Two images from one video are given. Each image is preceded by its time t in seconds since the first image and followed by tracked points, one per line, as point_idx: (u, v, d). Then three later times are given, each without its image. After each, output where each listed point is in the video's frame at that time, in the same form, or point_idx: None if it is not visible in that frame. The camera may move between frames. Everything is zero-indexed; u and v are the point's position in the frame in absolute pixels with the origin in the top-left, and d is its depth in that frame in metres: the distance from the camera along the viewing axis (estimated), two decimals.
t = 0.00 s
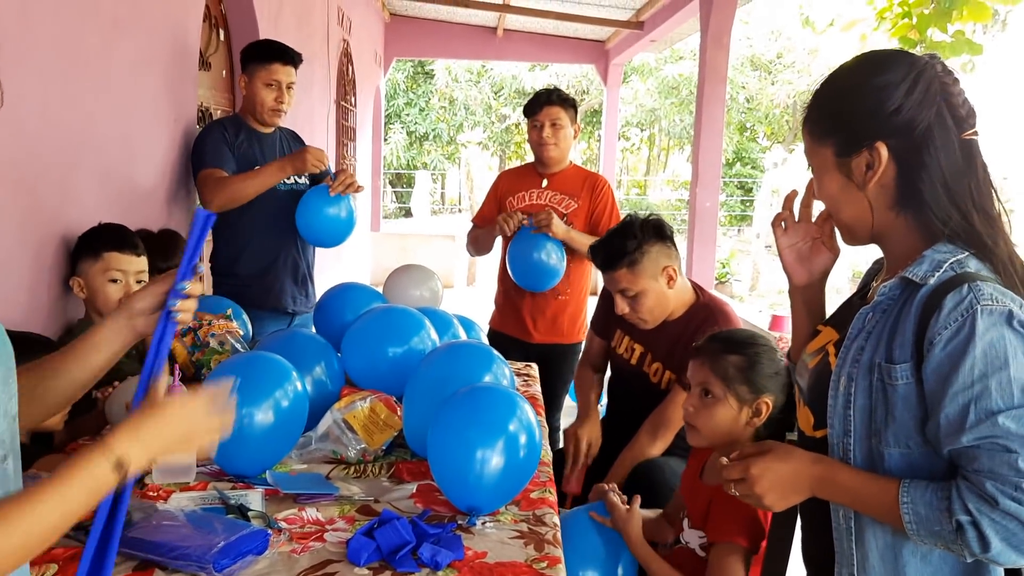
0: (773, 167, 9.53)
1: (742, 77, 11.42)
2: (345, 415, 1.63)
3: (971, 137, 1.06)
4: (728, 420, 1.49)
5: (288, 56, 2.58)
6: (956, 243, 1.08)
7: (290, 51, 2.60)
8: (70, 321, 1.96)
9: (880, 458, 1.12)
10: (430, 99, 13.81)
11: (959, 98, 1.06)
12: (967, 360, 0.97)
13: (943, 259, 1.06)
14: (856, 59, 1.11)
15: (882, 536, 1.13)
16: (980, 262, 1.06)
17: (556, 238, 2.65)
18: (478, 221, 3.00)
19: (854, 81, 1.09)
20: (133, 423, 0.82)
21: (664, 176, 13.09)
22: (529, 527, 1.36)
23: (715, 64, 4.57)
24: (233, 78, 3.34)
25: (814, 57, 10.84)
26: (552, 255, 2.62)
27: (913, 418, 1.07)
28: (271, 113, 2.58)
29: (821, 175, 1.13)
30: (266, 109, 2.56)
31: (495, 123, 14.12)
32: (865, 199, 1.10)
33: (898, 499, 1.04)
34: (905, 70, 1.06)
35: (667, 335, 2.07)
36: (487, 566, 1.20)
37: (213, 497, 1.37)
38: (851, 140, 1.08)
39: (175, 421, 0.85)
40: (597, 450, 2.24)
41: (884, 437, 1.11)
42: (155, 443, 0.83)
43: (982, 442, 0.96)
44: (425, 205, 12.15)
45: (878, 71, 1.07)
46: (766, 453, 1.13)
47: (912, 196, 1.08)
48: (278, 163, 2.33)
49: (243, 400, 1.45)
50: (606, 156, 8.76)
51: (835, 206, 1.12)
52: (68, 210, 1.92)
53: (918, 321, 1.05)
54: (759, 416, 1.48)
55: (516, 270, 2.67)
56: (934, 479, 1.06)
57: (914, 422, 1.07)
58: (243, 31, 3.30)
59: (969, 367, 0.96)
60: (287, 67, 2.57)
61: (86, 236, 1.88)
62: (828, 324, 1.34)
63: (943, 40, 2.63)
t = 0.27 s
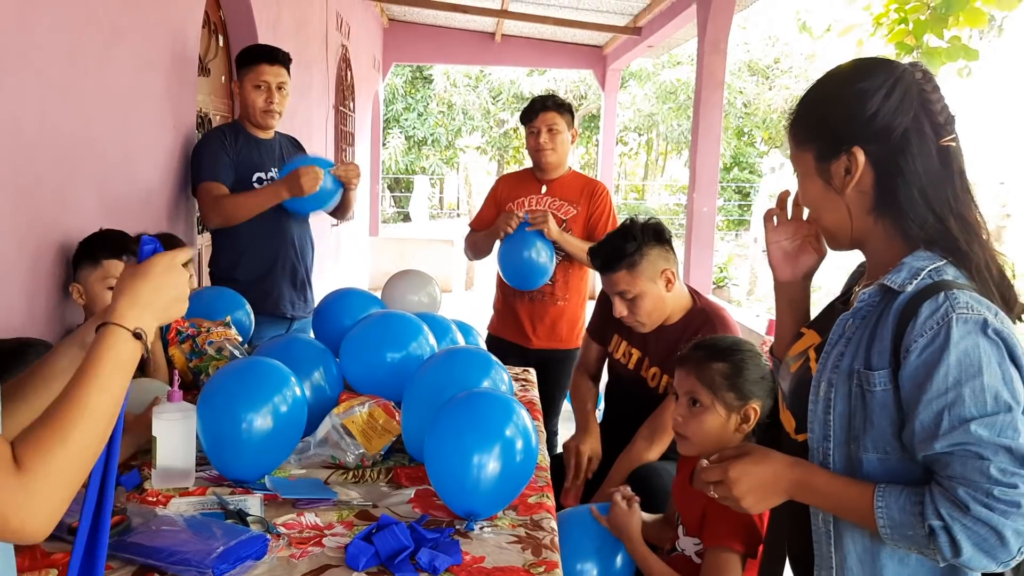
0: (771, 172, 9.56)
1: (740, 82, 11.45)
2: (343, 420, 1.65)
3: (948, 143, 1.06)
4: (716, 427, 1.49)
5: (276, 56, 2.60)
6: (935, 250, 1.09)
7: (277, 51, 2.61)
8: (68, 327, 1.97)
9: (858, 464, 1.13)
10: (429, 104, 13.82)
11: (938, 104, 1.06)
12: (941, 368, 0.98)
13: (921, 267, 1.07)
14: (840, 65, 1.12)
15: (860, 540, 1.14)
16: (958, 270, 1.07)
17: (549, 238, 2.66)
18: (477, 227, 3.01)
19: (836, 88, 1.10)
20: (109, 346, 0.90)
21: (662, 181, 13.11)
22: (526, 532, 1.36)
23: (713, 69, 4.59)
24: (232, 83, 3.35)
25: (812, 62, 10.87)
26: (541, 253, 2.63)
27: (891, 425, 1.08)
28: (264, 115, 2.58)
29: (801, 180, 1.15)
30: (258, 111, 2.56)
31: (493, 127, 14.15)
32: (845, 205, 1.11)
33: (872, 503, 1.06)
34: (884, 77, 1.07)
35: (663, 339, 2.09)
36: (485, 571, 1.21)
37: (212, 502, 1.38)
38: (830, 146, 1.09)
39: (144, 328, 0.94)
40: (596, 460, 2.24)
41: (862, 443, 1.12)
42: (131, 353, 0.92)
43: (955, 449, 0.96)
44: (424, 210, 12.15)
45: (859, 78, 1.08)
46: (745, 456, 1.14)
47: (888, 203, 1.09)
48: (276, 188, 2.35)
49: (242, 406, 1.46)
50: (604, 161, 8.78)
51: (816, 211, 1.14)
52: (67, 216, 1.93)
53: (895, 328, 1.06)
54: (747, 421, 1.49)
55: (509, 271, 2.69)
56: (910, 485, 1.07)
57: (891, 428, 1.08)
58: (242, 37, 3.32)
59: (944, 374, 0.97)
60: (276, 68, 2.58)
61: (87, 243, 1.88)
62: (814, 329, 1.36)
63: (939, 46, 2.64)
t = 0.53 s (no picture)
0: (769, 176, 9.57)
1: (738, 87, 11.47)
2: (343, 425, 1.66)
3: (908, 150, 1.06)
4: (710, 434, 1.49)
5: (265, 56, 2.59)
6: (895, 253, 1.09)
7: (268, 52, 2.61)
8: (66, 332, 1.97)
9: (831, 467, 1.13)
10: (427, 108, 13.81)
11: (898, 113, 1.07)
12: (905, 370, 0.98)
13: (882, 271, 1.08)
14: (804, 74, 1.12)
15: (838, 542, 1.14)
16: (920, 272, 1.08)
17: (551, 243, 2.66)
18: (476, 231, 3.00)
19: (798, 95, 1.10)
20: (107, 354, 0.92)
21: (661, 185, 13.12)
22: (525, 537, 1.36)
23: (711, 74, 4.59)
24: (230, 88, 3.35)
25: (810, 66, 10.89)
26: (544, 260, 2.63)
27: (861, 427, 1.08)
28: (258, 116, 2.56)
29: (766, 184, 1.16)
30: (252, 113, 2.56)
31: (492, 132, 14.16)
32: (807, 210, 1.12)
33: (843, 505, 1.06)
34: (845, 86, 1.07)
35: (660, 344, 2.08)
36: None
37: (211, 508, 1.37)
38: (792, 152, 1.10)
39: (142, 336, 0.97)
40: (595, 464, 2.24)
41: (834, 446, 1.12)
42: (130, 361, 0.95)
43: (921, 449, 0.97)
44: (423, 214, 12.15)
45: (822, 85, 1.09)
46: (719, 463, 1.14)
47: (850, 209, 1.09)
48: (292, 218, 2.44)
49: (241, 411, 1.46)
50: (603, 166, 8.79)
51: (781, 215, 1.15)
52: (66, 221, 1.93)
53: (861, 332, 1.07)
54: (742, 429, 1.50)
55: (510, 278, 2.68)
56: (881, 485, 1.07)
57: (860, 431, 1.08)
58: (241, 42, 3.32)
59: (907, 375, 0.98)
60: (266, 68, 2.58)
61: (85, 249, 1.88)
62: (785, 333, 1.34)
63: (936, 50, 2.65)
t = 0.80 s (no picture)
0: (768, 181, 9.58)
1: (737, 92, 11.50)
2: (343, 425, 1.65)
3: (828, 153, 1.07)
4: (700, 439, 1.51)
5: (259, 56, 2.58)
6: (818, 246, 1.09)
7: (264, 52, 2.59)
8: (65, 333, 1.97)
9: (777, 452, 1.12)
10: (427, 112, 13.79)
11: (822, 119, 1.08)
12: (832, 345, 0.99)
13: (805, 259, 1.08)
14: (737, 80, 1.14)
15: (793, 526, 1.14)
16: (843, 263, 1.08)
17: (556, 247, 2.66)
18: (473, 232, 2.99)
19: (729, 98, 1.12)
20: (115, 329, 0.95)
21: (660, 190, 13.13)
22: (527, 537, 1.36)
23: (711, 77, 4.60)
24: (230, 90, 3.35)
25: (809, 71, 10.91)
26: (550, 264, 2.63)
27: (799, 408, 1.08)
28: (256, 117, 2.56)
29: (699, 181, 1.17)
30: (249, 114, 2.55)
31: (491, 136, 14.16)
32: (733, 208, 1.13)
33: (790, 484, 1.07)
34: (772, 90, 1.09)
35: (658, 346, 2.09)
36: None
37: (211, 508, 1.37)
38: (718, 152, 1.12)
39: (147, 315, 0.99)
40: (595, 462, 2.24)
41: (776, 430, 1.12)
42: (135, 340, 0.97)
43: (855, 419, 0.98)
44: (422, 219, 12.14)
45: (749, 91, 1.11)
46: (671, 459, 1.15)
47: (772, 207, 1.10)
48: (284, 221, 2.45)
49: (241, 412, 1.45)
50: (603, 169, 8.79)
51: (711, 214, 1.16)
52: (66, 222, 1.92)
53: (790, 316, 1.08)
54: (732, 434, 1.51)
55: (511, 281, 2.68)
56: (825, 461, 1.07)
57: (799, 412, 1.08)
58: (240, 44, 3.32)
59: (834, 350, 0.99)
60: (261, 67, 2.57)
61: (85, 251, 1.88)
62: (723, 340, 1.34)
63: (935, 53, 2.65)
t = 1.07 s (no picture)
0: (767, 186, 9.58)
1: (735, 96, 11.51)
2: (339, 430, 1.64)
3: (675, 196, 1.22)
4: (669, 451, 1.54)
5: (254, 62, 2.58)
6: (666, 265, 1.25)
7: (260, 58, 2.61)
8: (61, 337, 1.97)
9: (670, 443, 1.24)
10: (426, 117, 13.82)
11: (681, 165, 1.22)
12: (681, 328, 1.13)
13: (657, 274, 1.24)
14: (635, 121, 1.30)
15: (703, 514, 1.26)
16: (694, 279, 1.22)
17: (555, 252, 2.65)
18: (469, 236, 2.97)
19: (621, 137, 1.29)
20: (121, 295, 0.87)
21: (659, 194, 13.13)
22: (522, 542, 1.36)
23: (708, 82, 4.61)
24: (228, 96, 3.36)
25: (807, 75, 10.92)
26: (547, 269, 2.63)
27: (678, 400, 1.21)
28: (253, 123, 2.56)
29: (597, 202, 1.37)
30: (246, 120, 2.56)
31: (490, 141, 14.17)
32: (616, 232, 1.32)
33: (683, 469, 1.13)
34: (647, 135, 1.25)
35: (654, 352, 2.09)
36: None
37: (206, 513, 1.37)
38: (606, 181, 1.30)
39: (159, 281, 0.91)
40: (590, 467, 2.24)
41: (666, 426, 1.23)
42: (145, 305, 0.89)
43: (716, 385, 1.10)
44: (421, 223, 12.13)
45: (634, 133, 1.27)
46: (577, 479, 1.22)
47: (630, 234, 1.28)
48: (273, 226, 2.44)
49: (235, 417, 1.45)
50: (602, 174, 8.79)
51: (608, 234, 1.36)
52: (63, 227, 1.93)
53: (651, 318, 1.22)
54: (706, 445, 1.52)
55: (507, 285, 2.68)
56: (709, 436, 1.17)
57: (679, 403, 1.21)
58: (238, 49, 3.33)
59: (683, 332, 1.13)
60: (256, 72, 2.58)
61: (82, 255, 1.88)
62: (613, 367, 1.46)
63: (932, 58, 2.66)
